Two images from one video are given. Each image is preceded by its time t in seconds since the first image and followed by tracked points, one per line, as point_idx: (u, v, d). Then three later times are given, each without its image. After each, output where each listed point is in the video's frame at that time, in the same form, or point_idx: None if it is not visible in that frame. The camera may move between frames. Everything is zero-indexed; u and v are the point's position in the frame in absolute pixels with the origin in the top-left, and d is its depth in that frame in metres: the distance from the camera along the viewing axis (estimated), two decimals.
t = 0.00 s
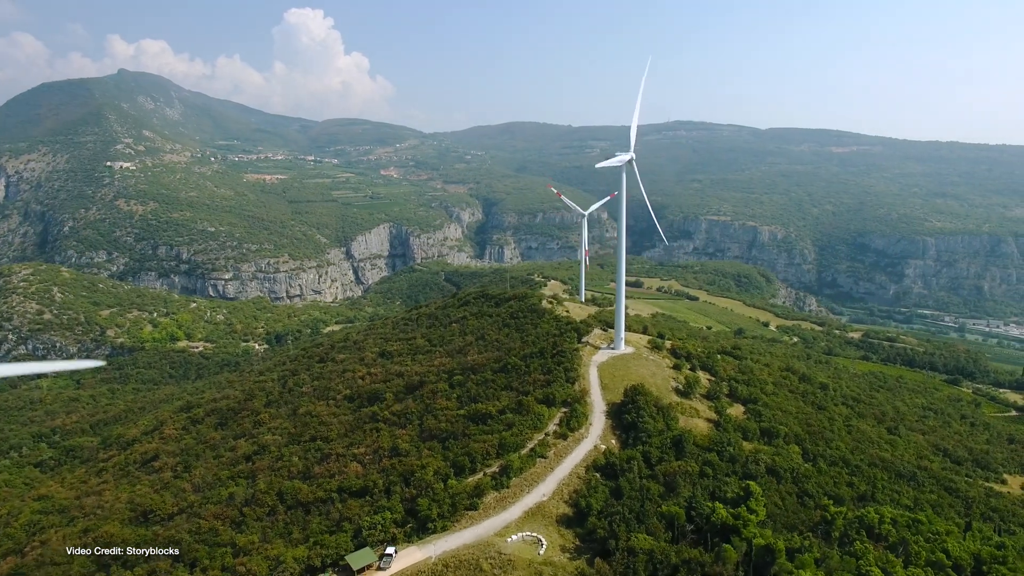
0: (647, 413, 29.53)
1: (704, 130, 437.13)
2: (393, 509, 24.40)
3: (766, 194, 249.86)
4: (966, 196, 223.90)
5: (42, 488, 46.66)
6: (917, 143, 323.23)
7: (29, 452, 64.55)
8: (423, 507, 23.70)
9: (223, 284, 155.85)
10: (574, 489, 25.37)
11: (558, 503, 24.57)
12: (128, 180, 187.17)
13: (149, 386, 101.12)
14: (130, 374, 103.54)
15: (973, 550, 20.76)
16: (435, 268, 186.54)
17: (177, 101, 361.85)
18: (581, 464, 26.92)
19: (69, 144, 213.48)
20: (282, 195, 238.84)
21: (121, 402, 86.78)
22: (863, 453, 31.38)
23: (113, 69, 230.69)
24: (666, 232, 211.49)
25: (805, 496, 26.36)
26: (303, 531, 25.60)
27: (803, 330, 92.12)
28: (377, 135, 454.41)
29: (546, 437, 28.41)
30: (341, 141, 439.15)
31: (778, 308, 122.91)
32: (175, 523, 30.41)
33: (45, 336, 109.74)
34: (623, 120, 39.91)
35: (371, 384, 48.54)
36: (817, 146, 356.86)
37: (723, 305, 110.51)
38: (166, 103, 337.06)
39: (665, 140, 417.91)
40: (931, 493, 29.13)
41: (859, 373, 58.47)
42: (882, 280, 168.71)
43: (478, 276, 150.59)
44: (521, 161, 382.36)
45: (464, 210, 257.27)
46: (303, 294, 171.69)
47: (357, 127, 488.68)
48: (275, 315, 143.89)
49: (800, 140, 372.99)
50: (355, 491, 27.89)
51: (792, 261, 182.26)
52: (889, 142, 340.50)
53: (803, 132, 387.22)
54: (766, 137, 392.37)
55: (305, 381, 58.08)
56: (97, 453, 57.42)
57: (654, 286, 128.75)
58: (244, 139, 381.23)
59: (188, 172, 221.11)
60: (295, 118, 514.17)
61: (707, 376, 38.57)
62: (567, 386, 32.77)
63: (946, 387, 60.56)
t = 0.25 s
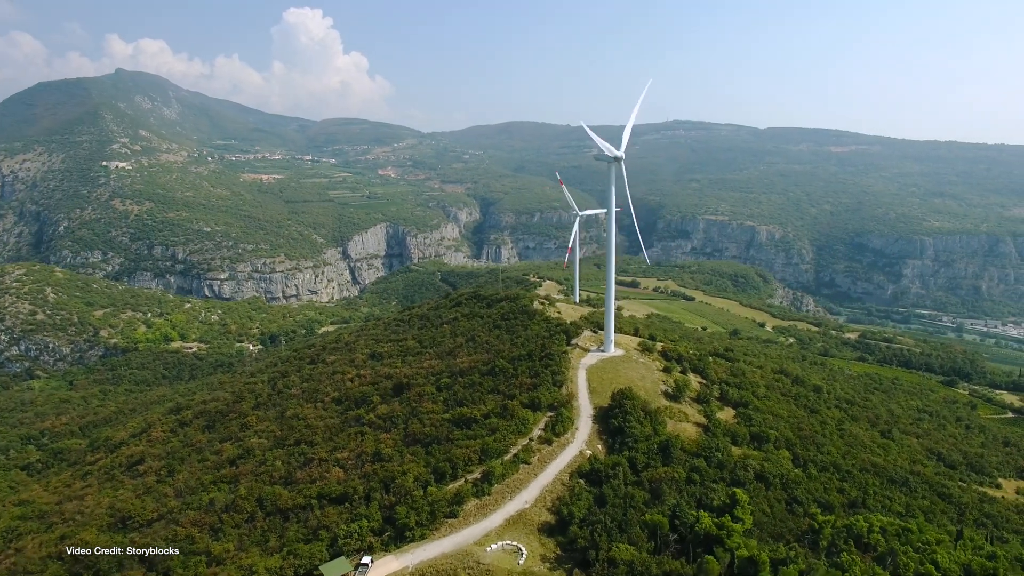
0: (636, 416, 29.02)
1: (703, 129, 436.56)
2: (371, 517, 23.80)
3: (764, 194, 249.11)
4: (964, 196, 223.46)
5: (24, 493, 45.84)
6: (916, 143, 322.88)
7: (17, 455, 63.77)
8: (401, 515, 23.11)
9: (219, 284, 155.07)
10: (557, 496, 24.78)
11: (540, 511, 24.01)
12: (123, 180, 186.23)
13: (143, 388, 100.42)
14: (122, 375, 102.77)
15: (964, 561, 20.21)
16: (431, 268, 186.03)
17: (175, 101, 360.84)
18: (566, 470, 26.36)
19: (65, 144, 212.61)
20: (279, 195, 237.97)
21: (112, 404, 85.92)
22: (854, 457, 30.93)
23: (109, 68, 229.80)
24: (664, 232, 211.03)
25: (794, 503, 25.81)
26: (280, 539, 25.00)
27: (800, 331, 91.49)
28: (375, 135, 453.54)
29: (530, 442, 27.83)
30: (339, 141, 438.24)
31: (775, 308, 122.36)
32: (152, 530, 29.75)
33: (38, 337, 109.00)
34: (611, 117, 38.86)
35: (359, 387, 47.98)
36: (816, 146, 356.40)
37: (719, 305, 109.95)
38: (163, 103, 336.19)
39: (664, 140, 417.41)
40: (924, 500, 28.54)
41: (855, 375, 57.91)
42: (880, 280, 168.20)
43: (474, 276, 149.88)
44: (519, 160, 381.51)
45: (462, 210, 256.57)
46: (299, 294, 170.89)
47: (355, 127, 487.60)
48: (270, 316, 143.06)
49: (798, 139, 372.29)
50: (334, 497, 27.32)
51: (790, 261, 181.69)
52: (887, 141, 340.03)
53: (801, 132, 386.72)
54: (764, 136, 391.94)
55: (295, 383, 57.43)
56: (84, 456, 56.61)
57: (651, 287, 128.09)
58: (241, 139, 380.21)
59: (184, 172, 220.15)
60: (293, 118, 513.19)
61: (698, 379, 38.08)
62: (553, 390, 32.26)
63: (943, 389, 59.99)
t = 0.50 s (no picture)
0: (624, 420, 28.51)
1: (701, 129, 436.16)
2: (351, 524, 23.31)
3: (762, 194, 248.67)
4: (962, 196, 223.19)
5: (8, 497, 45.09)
6: (914, 142, 322.73)
7: (5, 457, 63.06)
8: (380, 523, 22.61)
9: (215, 284, 154.42)
10: (542, 503, 24.34)
11: (524, 518, 23.53)
12: (120, 180, 185.48)
13: (137, 388, 99.85)
14: (116, 376, 102.18)
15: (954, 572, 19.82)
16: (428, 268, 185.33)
17: (173, 101, 359.98)
18: (552, 476, 25.90)
19: (61, 143, 211.88)
20: (276, 195, 237.26)
21: (105, 405, 85.19)
22: (847, 460, 30.44)
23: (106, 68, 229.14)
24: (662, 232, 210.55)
25: (785, 509, 25.38)
26: (258, 546, 24.53)
27: (796, 332, 91.15)
28: (373, 135, 452.82)
29: (515, 447, 27.36)
30: (337, 141, 437.37)
31: (772, 309, 121.90)
32: (131, 536, 29.18)
33: (31, 337, 108.39)
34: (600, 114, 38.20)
35: (349, 389, 47.48)
36: (814, 145, 356.20)
37: (716, 305, 109.48)
38: (161, 103, 335.21)
39: (662, 139, 416.90)
40: (917, 505, 28.03)
41: (850, 377, 57.50)
42: (878, 280, 167.80)
43: (471, 276, 149.39)
44: (517, 160, 380.95)
45: (459, 210, 255.93)
46: (296, 294, 170.23)
47: (353, 127, 486.94)
48: (266, 316, 142.42)
49: (797, 139, 372.11)
50: (316, 503, 26.84)
51: (788, 260, 181.38)
52: (885, 141, 339.82)
53: (800, 131, 386.39)
54: (763, 136, 391.63)
55: (285, 385, 56.88)
56: (72, 458, 55.88)
57: (647, 287, 127.63)
58: (239, 139, 379.39)
59: (181, 171, 219.38)
60: (291, 118, 512.38)
61: (690, 381, 37.57)
62: (541, 393, 31.72)
63: (939, 390, 59.59)
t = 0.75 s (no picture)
0: (610, 425, 27.90)
1: (700, 129, 435.80)
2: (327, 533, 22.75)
3: (760, 194, 248.29)
4: (960, 196, 222.89)
5: None
6: (912, 142, 322.55)
7: None
8: (357, 532, 22.03)
9: (211, 284, 153.54)
10: (524, 510, 23.79)
11: (505, 526, 23.02)
12: (115, 180, 184.54)
13: (129, 389, 99.02)
14: (109, 377, 101.37)
15: None
16: (425, 268, 184.62)
17: (170, 100, 359.06)
18: (535, 483, 25.30)
19: (57, 143, 210.97)
20: (273, 195, 236.47)
21: (96, 406, 84.36)
22: (839, 466, 29.84)
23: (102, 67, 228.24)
24: (660, 232, 210.06)
25: (774, 517, 24.83)
26: (233, 556, 23.94)
27: (792, 332, 90.57)
28: (371, 135, 451.85)
29: (499, 452, 26.76)
30: (335, 140, 436.39)
31: (768, 309, 121.50)
32: (107, 543, 28.52)
33: (24, 338, 107.68)
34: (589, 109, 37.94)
35: (338, 391, 46.88)
36: (812, 145, 355.96)
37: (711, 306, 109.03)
38: (158, 102, 334.10)
39: (661, 139, 416.45)
40: (911, 513, 27.41)
41: (846, 378, 56.97)
42: (876, 280, 167.28)
43: (467, 276, 148.75)
44: (515, 160, 380.32)
45: (457, 210, 255.25)
46: (292, 295, 169.44)
47: (352, 127, 485.87)
48: (261, 317, 141.62)
49: (795, 139, 371.85)
50: (295, 510, 26.24)
51: (786, 260, 180.76)
52: (884, 141, 339.66)
53: (799, 131, 386.00)
54: (762, 136, 391.30)
55: (275, 387, 56.18)
56: (59, 461, 55.11)
57: (644, 287, 127.03)
58: (237, 138, 378.32)
59: (177, 171, 218.57)
60: (289, 118, 511.14)
61: (681, 385, 36.94)
62: (527, 397, 31.09)
63: (935, 392, 59.15)
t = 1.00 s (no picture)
0: (598, 429, 27.40)
1: (699, 128, 435.47)
2: (304, 543, 22.21)
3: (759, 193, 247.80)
4: (959, 196, 222.52)
5: None
6: (911, 142, 322.16)
7: None
8: (334, 541, 21.50)
9: (207, 284, 152.94)
10: (508, 518, 23.25)
11: (487, 534, 22.49)
12: (111, 179, 183.91)
13: (123, 390, 98.18)
14: (102, 377, 100.69)
15: None
16: (422, 268, 184.10)
17: (168, 100, 358.33)
18: (520, 489, 24.77)
19: (53, 142, 210.28)
20: (270, 195, 235.86)
21: (87, 407, 83.65)
22: (832, 471, 29.27)
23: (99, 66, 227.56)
24: (658, 232, 209.63)
25: (763, 525, 24.30)
26: (210, 565, 23.37)
27: (789, 332, 90.08)
28: (370, 134, 451.23)
29: (484, 458, 26.22)
30: (333, 140, 435.78)
31: (765, 309, 121.03)
32: (84, 550, 27.89)
33: (17, 339, 107.06)
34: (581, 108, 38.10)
35: (326, 393, 46.32)
36: (811, 145, 355.57)
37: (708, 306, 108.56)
38: (156, 102, 333.42)
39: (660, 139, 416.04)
40: (904, 519, 26.89)
41: (841, 380, 56.48)
42: (874, 280, 166.81)
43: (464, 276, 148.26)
44: (514, 160, 379.78)
45: (454, 210, 254.72)
46: (289, 295, 168.76)
47: (350, 126, 485.17)
48: (257, 317, 140.94)
49: (794, 139, 371.53)
50: (275, 517, 25.68)
51: (784, 260, 180.18)
52: (883, 140, 339.26)
53: (797, 131, 385.68)
54: (761, 135, 390.89)
55: (265, 389, 55.56)
56: (47, 464, 54.50)
57: (641, 287, 126.55)
58: (235, 138, 377.60)
59: (174, 170, 217.89)
60: (288, 117, 510.38)
61: (672, 387, 36.40)
62: (514, 400, 30.59)
63: (931, 394, 58.71)
